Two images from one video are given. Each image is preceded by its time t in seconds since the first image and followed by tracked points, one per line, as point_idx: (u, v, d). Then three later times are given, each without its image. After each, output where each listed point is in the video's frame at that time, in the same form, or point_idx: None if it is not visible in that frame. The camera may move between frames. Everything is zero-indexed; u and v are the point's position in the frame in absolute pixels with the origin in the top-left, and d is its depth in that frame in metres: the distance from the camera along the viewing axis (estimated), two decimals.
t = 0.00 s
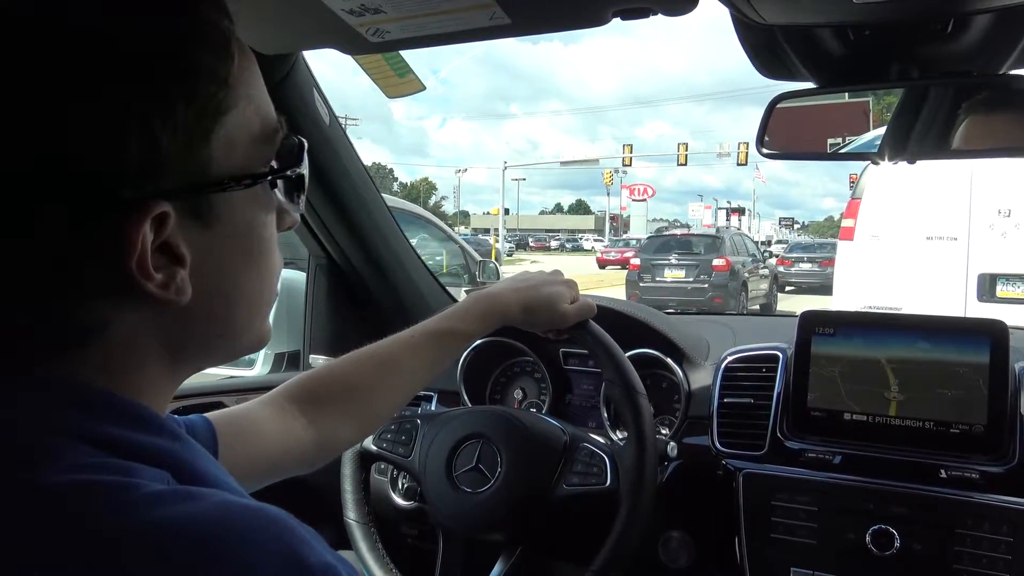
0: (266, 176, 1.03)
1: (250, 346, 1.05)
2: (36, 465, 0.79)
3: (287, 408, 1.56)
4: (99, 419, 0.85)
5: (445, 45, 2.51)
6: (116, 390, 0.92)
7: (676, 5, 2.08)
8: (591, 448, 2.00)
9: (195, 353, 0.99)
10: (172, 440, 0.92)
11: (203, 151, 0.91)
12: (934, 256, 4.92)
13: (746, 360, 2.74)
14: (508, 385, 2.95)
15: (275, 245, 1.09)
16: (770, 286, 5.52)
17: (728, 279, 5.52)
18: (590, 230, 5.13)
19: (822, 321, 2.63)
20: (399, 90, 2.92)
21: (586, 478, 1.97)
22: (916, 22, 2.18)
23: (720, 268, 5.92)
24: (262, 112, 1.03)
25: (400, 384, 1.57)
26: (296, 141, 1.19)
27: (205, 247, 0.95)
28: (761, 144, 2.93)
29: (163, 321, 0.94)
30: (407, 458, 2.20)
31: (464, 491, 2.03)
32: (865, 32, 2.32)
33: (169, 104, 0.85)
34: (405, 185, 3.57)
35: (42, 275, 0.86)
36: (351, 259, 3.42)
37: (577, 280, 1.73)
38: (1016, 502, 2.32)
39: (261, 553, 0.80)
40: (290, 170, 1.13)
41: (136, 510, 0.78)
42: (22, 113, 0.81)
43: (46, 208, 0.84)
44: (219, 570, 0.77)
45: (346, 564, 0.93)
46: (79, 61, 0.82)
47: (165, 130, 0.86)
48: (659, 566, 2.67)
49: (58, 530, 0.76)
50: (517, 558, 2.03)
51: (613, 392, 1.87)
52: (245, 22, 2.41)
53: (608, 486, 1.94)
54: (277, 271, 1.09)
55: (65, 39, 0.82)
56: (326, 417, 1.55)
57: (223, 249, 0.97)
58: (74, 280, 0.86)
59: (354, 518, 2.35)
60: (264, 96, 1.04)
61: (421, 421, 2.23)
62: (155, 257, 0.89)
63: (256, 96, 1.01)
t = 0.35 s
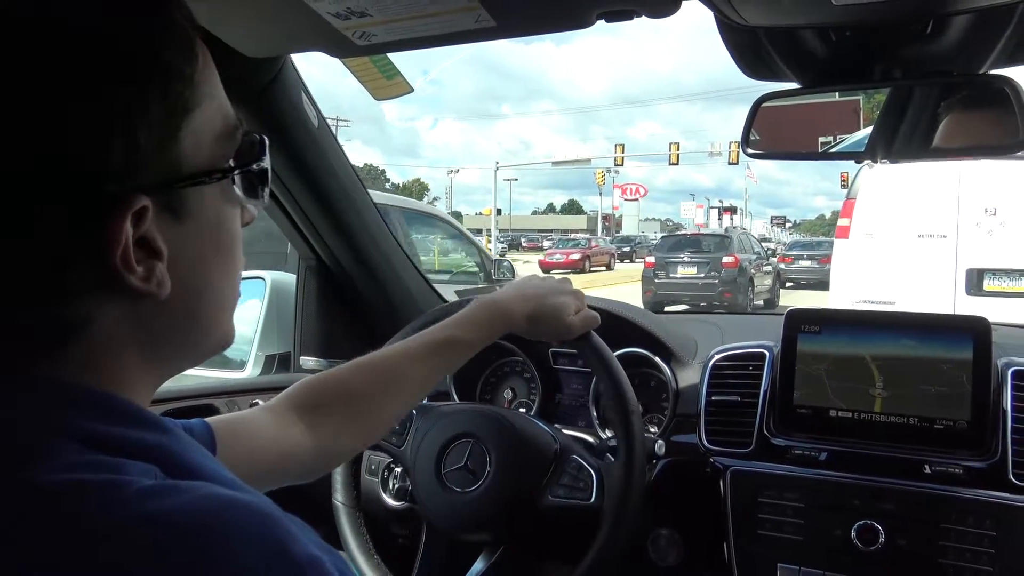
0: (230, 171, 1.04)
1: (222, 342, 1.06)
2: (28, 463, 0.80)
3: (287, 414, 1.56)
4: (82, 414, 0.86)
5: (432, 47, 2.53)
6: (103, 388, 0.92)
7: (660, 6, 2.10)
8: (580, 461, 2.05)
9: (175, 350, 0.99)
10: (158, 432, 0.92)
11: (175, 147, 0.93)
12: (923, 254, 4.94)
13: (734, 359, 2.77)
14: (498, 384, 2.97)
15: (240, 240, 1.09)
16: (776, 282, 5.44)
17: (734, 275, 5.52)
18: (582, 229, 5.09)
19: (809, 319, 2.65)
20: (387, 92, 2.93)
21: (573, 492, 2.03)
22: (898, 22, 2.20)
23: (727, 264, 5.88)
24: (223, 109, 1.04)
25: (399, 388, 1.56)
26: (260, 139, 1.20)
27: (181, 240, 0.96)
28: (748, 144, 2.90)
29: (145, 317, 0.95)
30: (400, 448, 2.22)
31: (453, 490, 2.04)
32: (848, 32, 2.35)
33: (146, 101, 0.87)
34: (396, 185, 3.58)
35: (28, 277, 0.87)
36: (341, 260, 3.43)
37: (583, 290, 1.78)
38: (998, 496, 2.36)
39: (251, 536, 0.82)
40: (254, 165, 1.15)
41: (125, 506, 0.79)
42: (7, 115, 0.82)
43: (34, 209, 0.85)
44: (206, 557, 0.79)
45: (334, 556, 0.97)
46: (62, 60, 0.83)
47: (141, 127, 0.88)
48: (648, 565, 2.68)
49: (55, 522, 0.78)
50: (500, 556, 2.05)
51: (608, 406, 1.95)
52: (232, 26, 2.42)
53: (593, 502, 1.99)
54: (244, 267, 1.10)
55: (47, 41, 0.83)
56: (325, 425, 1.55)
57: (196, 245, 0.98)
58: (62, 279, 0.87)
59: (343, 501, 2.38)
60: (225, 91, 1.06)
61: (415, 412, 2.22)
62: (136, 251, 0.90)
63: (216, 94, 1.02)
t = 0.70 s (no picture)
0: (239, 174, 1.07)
1: (224, 340, 1.08)
2: (35, 465, 0.82)
3: (276, 419, 1.57)
4: (91, 414, 0.87)
5: (430, 51, 2.55)
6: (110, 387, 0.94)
7: (657, 12, 2.13)
8: (574, 460, 2.08)
9: (187, 347, 1.01)
10: (164, 430, 0.94)
11: (190, 148, 0.95)
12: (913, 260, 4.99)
13: (726, 360, 2.80)
14: (492, 385, 2.99)
15: (242, 239, 1.10)
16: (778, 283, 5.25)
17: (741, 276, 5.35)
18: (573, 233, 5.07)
19: (799, 322, 2.68)
20: (384, 95, 2.95)
21: (566, 489, 2.05)
22: (889, 31, 2.24)
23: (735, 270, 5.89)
24: (227, 110, 1.07)
25: (397, 388, 1.58)
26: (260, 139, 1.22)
27: (199, 239, 0.99)
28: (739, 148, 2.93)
29: (158, 317, 0.96)
30: (394, 449, 2.20)
31: (447, 489, 2.06)
32: (840, 40, 2.39)
33: (163, 104, 0.89)
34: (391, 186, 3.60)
35: (43, 279, 0.87)
36: (335, 259, 3.44)
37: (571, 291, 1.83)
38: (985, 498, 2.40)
39: (256, 534, 0.85)
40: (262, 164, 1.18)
41: (137, 504, 0.81)
42: (13, 123, 0.83)
43: (51, 212, 0.86)
44: (223, 548, 0.81)
45: (339, 558, 0.98)
46: (82, 65, 0.85)
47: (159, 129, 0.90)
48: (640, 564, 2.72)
49: (74, 520, 0.80)
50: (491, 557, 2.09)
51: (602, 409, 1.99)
52: (231, 27, 2.44)
53: (586, 500, 2.01)
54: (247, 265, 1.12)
55: (58, 48, 0.84)
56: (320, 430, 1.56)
57: (208, 243, 1.00)
58: (81, 280, 0.89)
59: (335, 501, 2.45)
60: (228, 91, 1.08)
61: (410, 413, 2.21)
62: (161, 250, 0.92)
63: (223, 101, 1.04)
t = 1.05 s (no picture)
0: (213, 182, 1.08)
1: (202, 350, 1.09)
2: (10, 469, 0.83)
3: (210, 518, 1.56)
4: (74, 420, 0.89)
5: (415, 55, 2.55)
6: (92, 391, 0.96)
7: (641, 13, 2.14)
8: (563, 461, 2.05)
9: (160, 356, 1.03)
10: (140, 435, 0.95)
11: (160, 159, 0.97)
12: (905, 261, 4.99)
13: (714, 362, 2.78)
14: (482, 389, 2.97)
15: (219, 250, 1.12)
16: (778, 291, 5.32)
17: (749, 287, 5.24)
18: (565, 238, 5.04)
19: (788, 323, 2.68)
20: (371, 99, 2.95)
21: (558, 490, 2.02)
22: (873, 32, 2.25)
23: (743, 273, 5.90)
24: (208, 122, 1.09)
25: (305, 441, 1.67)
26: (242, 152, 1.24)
27: (164, 249, 1.00)
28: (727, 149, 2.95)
29: (127, 326, 0.98)
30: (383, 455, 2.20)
31: (438, 494, 2.05)
32: (825, 42, 2.40)
33: (130, 116, 0.91)
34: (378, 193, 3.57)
35: (12, 284, 0.89)
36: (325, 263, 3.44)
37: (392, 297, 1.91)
38: (974, 497, 2.40)
39: (236, 536, 0.84)
40: (237, 178, 1.20)
41: (119, 507, 0.81)
42: (14, 124, 0.86)
43: (19, 219, 0.88)
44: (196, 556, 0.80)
45: (321, 562, 0.97)
46: (49, 78, 0.87)
47: (126, 140, 0.92)
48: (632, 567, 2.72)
49: (43, 525, 0.80)
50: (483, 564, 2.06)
51: (591, 408, 2.00)
52: (216, 32, 2.43)
53: (576, 501, 1.98)
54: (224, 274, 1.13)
55: (38, 60, 0.87)
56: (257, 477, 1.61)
57: (179, 253, 1.02)
58: (48, 287, 0.90)
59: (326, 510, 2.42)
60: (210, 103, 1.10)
61: (399, 417, 2.24)
62: (120, 260, 0.94)
63: (199, 107, 1.06)
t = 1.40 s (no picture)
0: (205, 182, 1.11)
1: (202, 348, 1.10)
2: (14, 470, 0.85)
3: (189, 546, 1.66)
4: (70, 414, 0.92)
5: (413, 60, 2.57)
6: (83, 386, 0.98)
7: (640, 19, 2.16)
8: (561, 459, 2.06)
9: (154, 354, 1.04)
10: (130, 430, 0.99)
11: (141, 158, 0.99)
12: (901, 269, 4.93)
13: (711, 365, 2.80)
14: (480, 392, 2.99)
15: (219, 252, 1.14)
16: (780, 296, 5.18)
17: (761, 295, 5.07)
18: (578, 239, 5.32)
19: (785, 327, 2.70)
20: (370, 102, 2.97)
21: (556, 488, 2.03)
22: (867, 39, 2.27)
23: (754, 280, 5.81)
24: (200, 124, 1.11)
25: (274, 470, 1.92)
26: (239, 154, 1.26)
27: (149, 249, 1.01)
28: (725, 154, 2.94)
29: (114, 325, 0.99)
30: (381, 460, 2.19)
31: (435, 496, 2.06)
32: (820, 48, 2.42)
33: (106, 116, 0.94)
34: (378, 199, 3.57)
35: (2, 280, 0.93)
36: (323, 266, 3.45)
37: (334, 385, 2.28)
38: (969, 499, 2.42)
39: (229, 523, 0.87)
40: (232, 176, 1.20)
41: (119, 504, 0.84)
42: (14, 133, 0.92)
43: None
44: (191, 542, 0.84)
45: (315, 555, 1.00)
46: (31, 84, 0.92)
47: (102, 138, 0.95)
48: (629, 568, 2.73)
49: (49, 522, 0.82)
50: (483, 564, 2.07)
51: (587, 408, 2.04)
52: (217, 37, 2.45)
53: (576, 497, 2.00)
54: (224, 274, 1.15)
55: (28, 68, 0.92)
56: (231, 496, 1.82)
57: (166, 250, 1.03)
58: (31, 285, 0.93)
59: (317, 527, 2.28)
60: (202, 106, 1.12)
61: (395, 423, 2.22)
62: (99, 258, 0.95)
63: (194, 110, 1.09)
